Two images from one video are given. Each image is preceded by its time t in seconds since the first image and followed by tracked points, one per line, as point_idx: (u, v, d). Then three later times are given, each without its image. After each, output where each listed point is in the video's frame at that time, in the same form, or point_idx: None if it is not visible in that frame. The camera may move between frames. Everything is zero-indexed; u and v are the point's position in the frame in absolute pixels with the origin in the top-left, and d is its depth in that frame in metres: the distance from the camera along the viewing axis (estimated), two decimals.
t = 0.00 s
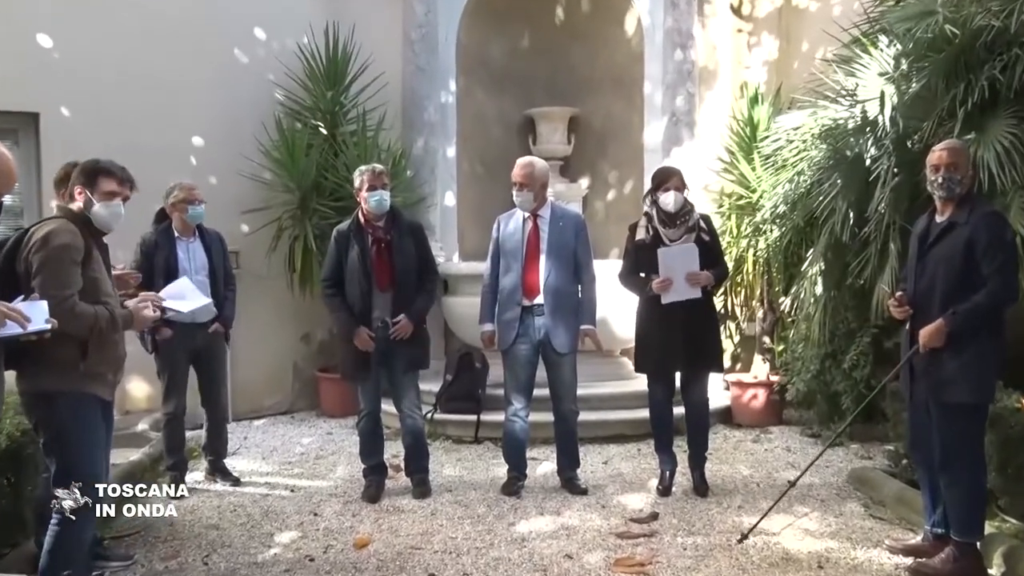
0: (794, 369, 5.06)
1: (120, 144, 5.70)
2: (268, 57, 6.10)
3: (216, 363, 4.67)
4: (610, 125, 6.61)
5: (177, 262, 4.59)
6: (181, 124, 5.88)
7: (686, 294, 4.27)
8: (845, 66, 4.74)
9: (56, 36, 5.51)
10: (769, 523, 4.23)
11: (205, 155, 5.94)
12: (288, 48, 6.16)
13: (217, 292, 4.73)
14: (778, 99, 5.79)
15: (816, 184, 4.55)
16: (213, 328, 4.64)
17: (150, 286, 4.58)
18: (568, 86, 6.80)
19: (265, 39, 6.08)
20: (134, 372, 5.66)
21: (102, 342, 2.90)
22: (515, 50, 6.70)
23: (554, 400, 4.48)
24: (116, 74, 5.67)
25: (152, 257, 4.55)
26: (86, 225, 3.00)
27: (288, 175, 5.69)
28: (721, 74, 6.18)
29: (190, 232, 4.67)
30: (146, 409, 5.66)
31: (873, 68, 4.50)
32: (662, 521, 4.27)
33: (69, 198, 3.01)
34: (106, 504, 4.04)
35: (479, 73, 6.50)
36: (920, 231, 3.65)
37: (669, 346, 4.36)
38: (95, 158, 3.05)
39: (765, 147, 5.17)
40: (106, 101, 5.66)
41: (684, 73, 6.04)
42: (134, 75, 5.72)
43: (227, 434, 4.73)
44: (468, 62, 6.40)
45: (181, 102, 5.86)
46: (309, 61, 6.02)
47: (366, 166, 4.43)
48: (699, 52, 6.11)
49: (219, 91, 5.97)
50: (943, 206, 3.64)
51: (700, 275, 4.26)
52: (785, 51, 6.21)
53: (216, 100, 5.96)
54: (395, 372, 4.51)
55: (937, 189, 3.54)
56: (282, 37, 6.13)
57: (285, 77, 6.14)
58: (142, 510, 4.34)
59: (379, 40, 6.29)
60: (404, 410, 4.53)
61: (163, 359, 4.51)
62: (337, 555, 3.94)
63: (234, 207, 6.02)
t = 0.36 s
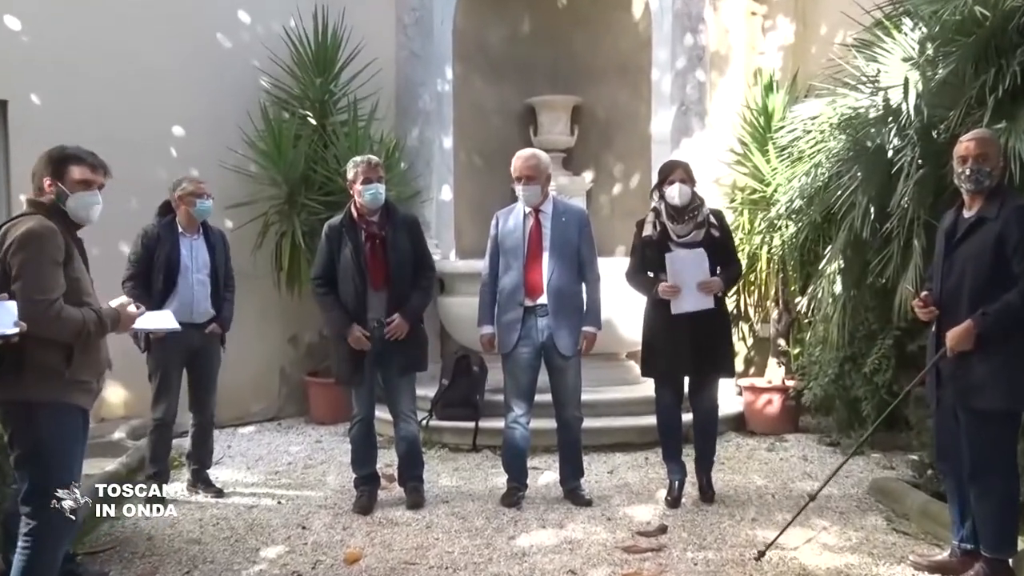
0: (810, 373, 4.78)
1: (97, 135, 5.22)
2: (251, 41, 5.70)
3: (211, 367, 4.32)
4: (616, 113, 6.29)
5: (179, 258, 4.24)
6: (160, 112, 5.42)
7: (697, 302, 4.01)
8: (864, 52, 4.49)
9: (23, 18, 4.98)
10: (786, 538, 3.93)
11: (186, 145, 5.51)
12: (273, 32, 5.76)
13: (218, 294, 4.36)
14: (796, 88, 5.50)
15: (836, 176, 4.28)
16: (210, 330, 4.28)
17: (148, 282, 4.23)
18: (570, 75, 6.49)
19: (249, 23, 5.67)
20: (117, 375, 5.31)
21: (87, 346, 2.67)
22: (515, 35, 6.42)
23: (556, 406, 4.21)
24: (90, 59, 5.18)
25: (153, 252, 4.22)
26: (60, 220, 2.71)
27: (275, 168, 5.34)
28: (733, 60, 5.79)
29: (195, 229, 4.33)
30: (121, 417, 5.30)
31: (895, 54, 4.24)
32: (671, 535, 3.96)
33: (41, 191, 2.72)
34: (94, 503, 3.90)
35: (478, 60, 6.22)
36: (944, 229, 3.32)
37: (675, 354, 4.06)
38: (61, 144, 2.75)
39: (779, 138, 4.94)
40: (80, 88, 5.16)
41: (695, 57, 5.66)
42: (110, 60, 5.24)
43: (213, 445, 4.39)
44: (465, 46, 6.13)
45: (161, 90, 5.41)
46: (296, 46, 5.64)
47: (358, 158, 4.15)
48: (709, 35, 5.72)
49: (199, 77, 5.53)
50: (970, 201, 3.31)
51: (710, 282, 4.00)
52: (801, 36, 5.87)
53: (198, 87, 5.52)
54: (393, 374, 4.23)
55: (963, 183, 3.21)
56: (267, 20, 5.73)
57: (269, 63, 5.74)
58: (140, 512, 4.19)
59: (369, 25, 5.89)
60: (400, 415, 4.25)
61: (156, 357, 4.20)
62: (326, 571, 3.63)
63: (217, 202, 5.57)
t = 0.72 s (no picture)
0: (828, 379, 4.54)
1: (70, 126, 4.78)
2: (236, 28, 5.30)
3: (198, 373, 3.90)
4: (624, 103, 5.99)
5: (172, 255, 3.80)
6: (138, 101, 4.99)
7: (738, 330, 3.76)
8: (886, 38, 4.24)
9: None
10: (803, 554, 3.64)
11: (166, 137, 5.08)
12: (259, 18, 5.38)
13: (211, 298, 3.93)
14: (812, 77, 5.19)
15: (857, 169, 4.02)
16: (198, 333, 3.85)
17: (138, 280, 3.79)
18: (575, 66, 6.22)
19: (234, 8, 5.28)
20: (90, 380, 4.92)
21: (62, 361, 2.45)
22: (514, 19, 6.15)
23: (559, 413, 3.95)
24: (63, 42, 4.74)
25: (146, 248, 3.77)
26: (42, 226, 2.51)
27: (262, 161, 5.02)
28: (746, 47, 5.48)
29: (191, 226, 3.89)
30: (95, 426, 4.93)
31: (920, 39, 3.98)
32: (680, 550, 3.68)
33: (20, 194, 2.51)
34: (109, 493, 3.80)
35: (475, 47, 5.96)
36: (970, 226, 3.03)
37: (688, 356, 3.84)
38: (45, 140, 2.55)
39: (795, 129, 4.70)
40: (50, 74, 4.71)
41: (706, 44, 5.39)
42: (84, 44, 4.80)
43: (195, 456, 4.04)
44: (461, 33, 5.88)
45: (139, 77, 4.98)
46: (282, 32, 5.28)
47: (350, 149, 3.89)
48: (721, 21, 5.44)
49: (178, 63, 5.11)
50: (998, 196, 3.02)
51: (732, 304, 3.75)
52: (820, 18, 5.38)
53: (178, 75, 5.10)
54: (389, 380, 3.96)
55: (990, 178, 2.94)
56: (252, 6, 5.36)
57: (254, 51, 5.35)
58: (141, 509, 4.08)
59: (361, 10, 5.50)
60: (395, 421, 3.97)
61: (139, 359, 3.78)
62: None
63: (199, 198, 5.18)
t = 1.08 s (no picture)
0: (846, 387, 4.29)
1: (40, 115, 4.51)
2: (218, 11, 5.05)
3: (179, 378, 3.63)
4: (630, 91, 5.73)
5: (143, 253, 3.54)
6: (114, 87, 4.73)
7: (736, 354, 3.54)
8: (909, 22, 3.99)
9: None
10: (824, 571, 3.37)
11: (143, 127, 4.84)
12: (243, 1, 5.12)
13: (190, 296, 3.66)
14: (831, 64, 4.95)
15: (879, 162, 3.78)
16: (180, 337, 3.58)
17: (109, 282, 3.52)
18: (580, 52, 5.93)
19: None
20: (69, 385, 4.71)
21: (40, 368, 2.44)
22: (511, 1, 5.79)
23: (560, 421, 3.69)
24: (33, 24, 4.46)
25: (115, 247, 3.51)
26: (9, 224, 2.42)
27: (247, 153, 4.78)
28: (762, 35, 5.21)
29: (163, 220, 3.63)
30: (68, 435, 4.69)
31: (946, 24, 3.73)
32: (691, 567, 3.40)
33: None
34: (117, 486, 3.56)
35: (474, 33, 5.67)
36: (1000, 221, 2.77)
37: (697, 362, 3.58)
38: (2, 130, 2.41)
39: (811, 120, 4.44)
40: (19, 58, 4.43)
41: (718, 29, 5.06)
42: (56, 26, 4.53)
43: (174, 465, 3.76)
44: (457, 18, 5.58)
45: (115, 62, 4.72)
46: (269, 17, 5.02)
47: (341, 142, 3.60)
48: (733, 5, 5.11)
49: (156, 48, 4.85)
50: None
51: (722, 331, 3.56)
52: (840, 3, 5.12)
53: (156, 61, 4.86)
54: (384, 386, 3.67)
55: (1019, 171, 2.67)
56: None
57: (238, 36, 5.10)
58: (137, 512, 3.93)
59: None
60: (388, 425, 3.66)
61: (115, 365, 3.49)
62: None
63: (179, 191, 4.94)
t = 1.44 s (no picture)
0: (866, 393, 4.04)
1: (7, 101, 4.31)
2: None
3: (153, 382, 3.40)
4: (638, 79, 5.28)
5: (108, 247, 3.32)
6: (87, 73, 4.51)
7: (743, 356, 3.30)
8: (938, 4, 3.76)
9: None
10: None
11: (119, 115, 4.59)
12: None
13: (162, 293, 3.43)
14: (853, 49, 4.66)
15: (904, 151, 3.54)
16: (153, 338, 3.36)
17: (72, 281, 3.29)
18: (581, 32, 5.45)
19: None
20: (39, 390, 4.47)
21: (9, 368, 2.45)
22: None
23: (563, 429, 3.43)
24: None
25: (77, 243, 3.29)
26: None
27: (229, 143, 4.54)
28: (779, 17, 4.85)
29: (127, 212, 3.40)
30: (38, 442, 4.44)
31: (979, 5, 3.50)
32: None
33: None
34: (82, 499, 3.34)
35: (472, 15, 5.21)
36: None
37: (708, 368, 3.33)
38: None
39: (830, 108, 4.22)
40: None
41: (732, 12, 4.73)
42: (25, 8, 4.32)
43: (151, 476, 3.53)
44: None
45: (88, 46, 4.49)
46: None
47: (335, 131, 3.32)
48: None
49: (135, 33, 4.61)
50: None
51: (729, 331, 3.31)
52: None
53: (134, 45, 4.61)
54: (375, 390, 3.40)
55: None
56: None
57: (221, 18, 4.85)
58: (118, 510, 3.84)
59: None
60: (379, 433, 3.40)
61: (84, 372, 3.28)
62: None
63: (157, 182, 4.70)
